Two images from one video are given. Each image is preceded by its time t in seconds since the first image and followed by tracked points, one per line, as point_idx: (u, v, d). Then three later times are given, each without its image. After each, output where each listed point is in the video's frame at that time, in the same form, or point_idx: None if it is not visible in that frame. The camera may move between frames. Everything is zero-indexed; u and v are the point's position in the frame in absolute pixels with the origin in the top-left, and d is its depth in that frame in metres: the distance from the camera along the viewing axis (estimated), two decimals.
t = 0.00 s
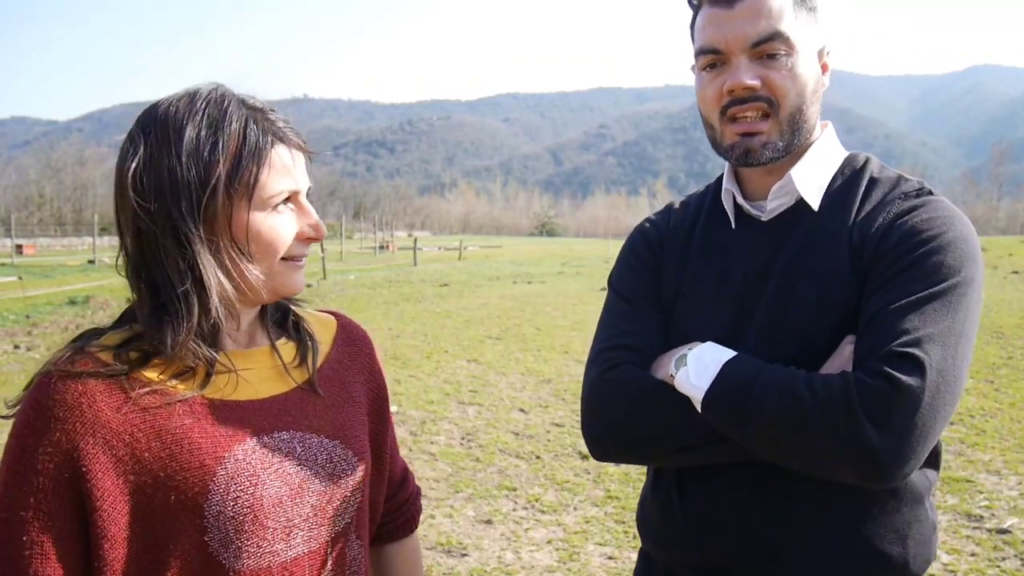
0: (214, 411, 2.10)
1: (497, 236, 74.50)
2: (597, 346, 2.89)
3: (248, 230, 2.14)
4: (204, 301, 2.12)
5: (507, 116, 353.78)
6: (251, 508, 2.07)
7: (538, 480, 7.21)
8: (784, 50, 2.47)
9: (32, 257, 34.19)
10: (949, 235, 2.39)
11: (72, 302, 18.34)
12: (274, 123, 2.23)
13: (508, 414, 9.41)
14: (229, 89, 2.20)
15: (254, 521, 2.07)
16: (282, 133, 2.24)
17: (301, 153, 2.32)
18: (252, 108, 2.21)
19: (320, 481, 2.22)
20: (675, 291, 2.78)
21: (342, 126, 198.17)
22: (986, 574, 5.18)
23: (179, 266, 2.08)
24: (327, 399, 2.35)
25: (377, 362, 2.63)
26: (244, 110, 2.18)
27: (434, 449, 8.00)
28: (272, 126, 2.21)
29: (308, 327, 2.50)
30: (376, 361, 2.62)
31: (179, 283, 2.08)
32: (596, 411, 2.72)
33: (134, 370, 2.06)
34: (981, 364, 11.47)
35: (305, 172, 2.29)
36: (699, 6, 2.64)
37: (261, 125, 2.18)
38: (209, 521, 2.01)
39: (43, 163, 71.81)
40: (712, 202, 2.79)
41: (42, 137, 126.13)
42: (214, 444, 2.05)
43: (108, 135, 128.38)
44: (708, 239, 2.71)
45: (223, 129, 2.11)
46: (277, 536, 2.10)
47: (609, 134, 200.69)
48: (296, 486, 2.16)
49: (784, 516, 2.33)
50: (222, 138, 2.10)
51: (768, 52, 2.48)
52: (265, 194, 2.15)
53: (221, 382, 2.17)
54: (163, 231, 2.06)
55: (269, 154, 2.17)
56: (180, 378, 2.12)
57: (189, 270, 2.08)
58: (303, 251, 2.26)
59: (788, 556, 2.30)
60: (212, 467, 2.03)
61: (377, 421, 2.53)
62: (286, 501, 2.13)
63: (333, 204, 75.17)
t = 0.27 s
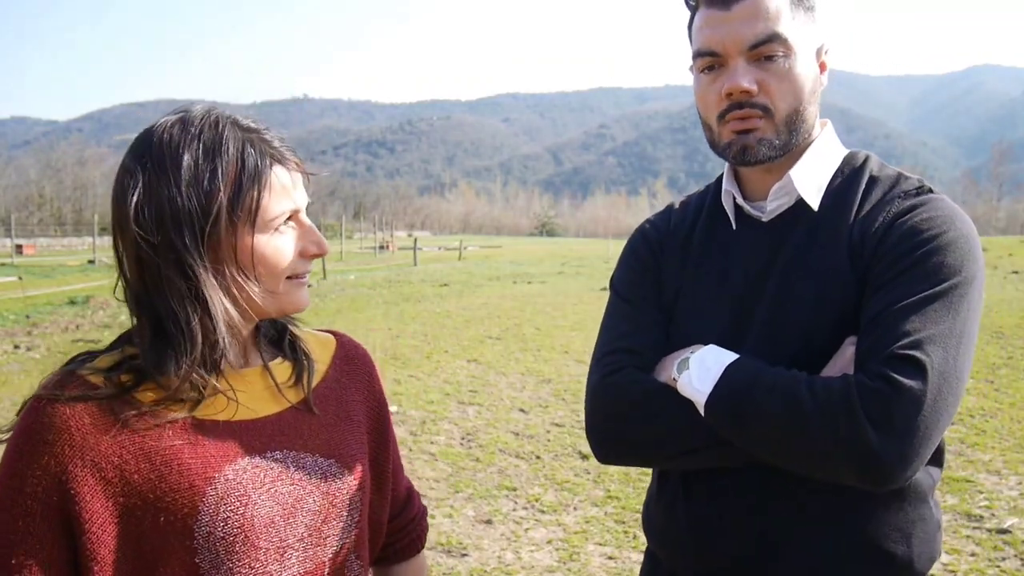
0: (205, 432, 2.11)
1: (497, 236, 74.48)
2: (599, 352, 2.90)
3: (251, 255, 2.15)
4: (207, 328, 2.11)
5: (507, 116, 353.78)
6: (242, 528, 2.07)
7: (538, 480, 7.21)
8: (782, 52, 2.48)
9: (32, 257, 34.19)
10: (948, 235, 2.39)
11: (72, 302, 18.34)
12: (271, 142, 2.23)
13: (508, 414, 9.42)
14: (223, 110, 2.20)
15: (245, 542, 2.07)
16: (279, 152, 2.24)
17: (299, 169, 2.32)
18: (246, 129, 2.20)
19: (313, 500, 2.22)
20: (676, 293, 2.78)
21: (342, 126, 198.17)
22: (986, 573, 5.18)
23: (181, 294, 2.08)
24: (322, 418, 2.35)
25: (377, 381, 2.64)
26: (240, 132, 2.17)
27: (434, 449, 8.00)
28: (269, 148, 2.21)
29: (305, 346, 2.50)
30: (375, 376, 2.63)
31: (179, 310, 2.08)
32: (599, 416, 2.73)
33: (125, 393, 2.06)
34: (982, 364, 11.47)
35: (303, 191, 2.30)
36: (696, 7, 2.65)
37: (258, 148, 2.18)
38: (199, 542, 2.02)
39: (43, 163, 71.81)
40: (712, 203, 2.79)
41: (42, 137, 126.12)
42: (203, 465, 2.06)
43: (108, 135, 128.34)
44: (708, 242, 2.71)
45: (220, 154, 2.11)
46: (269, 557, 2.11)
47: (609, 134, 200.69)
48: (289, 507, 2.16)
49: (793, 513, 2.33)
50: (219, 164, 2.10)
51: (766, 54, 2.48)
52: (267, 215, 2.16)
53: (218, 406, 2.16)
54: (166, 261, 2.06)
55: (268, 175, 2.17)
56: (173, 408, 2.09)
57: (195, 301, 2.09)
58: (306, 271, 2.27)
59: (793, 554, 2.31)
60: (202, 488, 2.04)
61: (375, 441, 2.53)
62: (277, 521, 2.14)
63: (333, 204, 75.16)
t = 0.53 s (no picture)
0: (194, 430, 2.11)
1: (497, 236, 74.46)
2: (602, 357, 2.89)
3: (251, 258, 2.15)
4: (205, 331, 2.11)
5: (507, 116, 353.78)
6: (231, 523, 2.07)
7: (538, 480, 7.21)
8: (780, 55, 2.47)
9: (32, 257, 34.19)
10: (951, 239, 2.39)
11: (72, 302, 18.34)
12: (270, 147, 2.23)
13: (508, 414, 9.41)
14: (224, 115, 2.20)
15: (233, 537, 2.07)
16: (278, 156, 2.24)
17: (299, 173, 2.31)
18: (245, 134, 2.20)
19: (305, 497, 2.21)
20: (679, 295, 2.78)
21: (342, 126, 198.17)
22: (986, 573, 5.18)
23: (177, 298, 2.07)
24: (315, 417, 2.34)
25: (372, 382, 2.63)
26: (241, 137, 2.17)
27: (434, 449, 8.00)
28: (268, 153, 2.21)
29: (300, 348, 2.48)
30: (371, 378, 2.62)
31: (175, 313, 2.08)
32: (605, 420, 2.73)
33: (116, 393, 2.08)
34: (982, 364, 11.47)
35: (301, 195, 2.29)
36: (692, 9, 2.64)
37: (257, 152, 2.18)
38: (187, 538, 2.02)
39: (43, 163, 71.80)
40: (712, 204, 2.78)
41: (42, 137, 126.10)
42: (190, 462, 2.06)
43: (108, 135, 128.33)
44: (712, 243, 2.71)
45: (219, 159, 2.10)
46: (259, 552, 2.10)
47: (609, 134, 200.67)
48: (279, 504, 2.16)
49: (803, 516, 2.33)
50: (218, 169, 2.10)
51: (763, 57, 2.48)
52: (265, 220, 2.16)
53: (211, 404, 2.17)
54: (166, 263, 2.06)
55: (267, 180, 2.17)
56: (161, 405, 2.10)
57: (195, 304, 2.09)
58: (305, 275, 2.27)
59: (802, 552, 2.31)
60: (190, 484, 2.04)
61: (372, 444, 2.52)
62: (267, 517, 2.13)
63: (333, 204, 75.14)
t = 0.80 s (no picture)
0: (193, 411, 2.12)
1: (497, 236, 74.46)
2: (604, 360, 2.89)
3: (226, 249, 2.14)
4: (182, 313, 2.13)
5: (507, 116, 353.79)
6: (230, 498, 2.07)
7: (538, 480, 7.21)
8: (782, 59, 2.48)
9: (32, 257, 34.20)
10: (954, 242, 2.40)
11: (72, 302, 18.34)
12: (260, 139, 2.21)
13: (508, 414, 9.42)
14: (221, 104, 2.23)
15: (233, 513, 2.07)
16: (268, 148, 2.22)
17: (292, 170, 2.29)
18: (236, 123, 2.21)
19: (304, 476, 2.22)
20: (681, 297, 2.78)
21: (342, 126, 198.20)
22: (986, 573, 5.18)
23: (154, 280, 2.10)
24: (314, 402, 2.36)
25: (371, 374, 2.64)
26: (227, 126, 2.18)
27: (434, 449, 8.01)
28: (260, 147, 2.20)
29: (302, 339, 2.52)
30: (370, 370, 2.64)
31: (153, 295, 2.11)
32: (608, 422, 2.73)
33: (118, 374, 2.09)
34: (982, 364, 11.48)
35: (294, 192, 2.27)
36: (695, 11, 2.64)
37: (247, 146, 2.17)
38: (188, 513, 2.02)
39: (43, 163, 71.82)
40: (713, 205, 2.78)
41: (42, 137, 126.11)
42: (189, 440, 2.07)
43: (108, 135, 128.33)
44: (714, 244, 2.71)
45: (200, 145, 2.11)
46: (259, 529, 2.10)
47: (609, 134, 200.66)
48: (279, 482, 2.16)
49: (805, 521, 2.33)
50: (197, 155, 2.10)
51: (766, 62, 2.49)
52: (243, 213, 2.14)
53: (205, 388, 2.18)
54: (142, 244, 2.09)
55: (247, 174, 2.15)
56: (164, 384, 2.13)
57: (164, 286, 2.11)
58: (290, 272, 2.23)
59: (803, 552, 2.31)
60: (190, 461, 2.05)
61: (371, 431, 2.53)
62: (266, 494, 2.13)
63: (333, 205, 75.16)
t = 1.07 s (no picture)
0: (203, 394, 2.12)
1: (497, 236, 74.44)
2: (603, 357, 2.90)
3: (212, 223, 2.12)
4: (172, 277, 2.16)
5: (507, 116, 353.82)
6: (234, 486, 2.06)
7: (538, 480, 7.21)
8: (784, 60, 2.48)
9: (32, 257, 34.20)
10: (952, 241, 2.40)
11: (72, 302, 18.34)
12: (262, 111, 2.17)
13: (508, 414, 9.42)
14: (238, 78, 2.23)
15: (237, 500, 2.06)
16: (269, 121, 2.17)
17: (299, 145, 2.23)
18: (243, 96, 2.19)
19: (312, 465, 2.20)
20: (681, 295, 2.78)
21: (341, 126, 198.21)
22: (986, 574, 5.18)
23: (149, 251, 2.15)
24: (329, 387, 2.34)
25: (394, 358, 2.61)
26: (229, 97, 2.16)
27: (434, 449, 8.01)
28: (259, 120, 2.14)
29: (324, 321, 2.51)
30: (393, 352, 2.61)
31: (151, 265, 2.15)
32: (606, 418, 2.74)
33: (132, 350, 2.12)
34: (982, 364, 11.47)
35: (295, 167, 2.18)
36: (698, 12, 2.64)
37: (241, 117, 2.13)
38: (192, 499, 2.02)
39: (43, 163, 71.83)
40: (714, 203, 2.78)
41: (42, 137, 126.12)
42: (198, 424, 2.07)
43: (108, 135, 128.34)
44: (715, 240, 2.71)
45: (193, 113, 2.10)
46: (263, 517, 2.09)
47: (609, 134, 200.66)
48: (285, 469, 2.15)
49: (799, 519, 2.33)
50: (188, 123, 2.09)
51: (768, 62, 2.48)
52: (228, 184, 2.10)
53: (215, 367, 2.19)
54: (137, 208, 2.15)
55: (235, 145, 2.10)
56: (178, 362, 2.15)
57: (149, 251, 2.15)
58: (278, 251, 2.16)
59: (797, 550, 2.31)
60: (196, 445, 2.05)
61: (389, 417, 2.50)
62: (272, 482, 2.12)
63: (333, 205, 75.14)
